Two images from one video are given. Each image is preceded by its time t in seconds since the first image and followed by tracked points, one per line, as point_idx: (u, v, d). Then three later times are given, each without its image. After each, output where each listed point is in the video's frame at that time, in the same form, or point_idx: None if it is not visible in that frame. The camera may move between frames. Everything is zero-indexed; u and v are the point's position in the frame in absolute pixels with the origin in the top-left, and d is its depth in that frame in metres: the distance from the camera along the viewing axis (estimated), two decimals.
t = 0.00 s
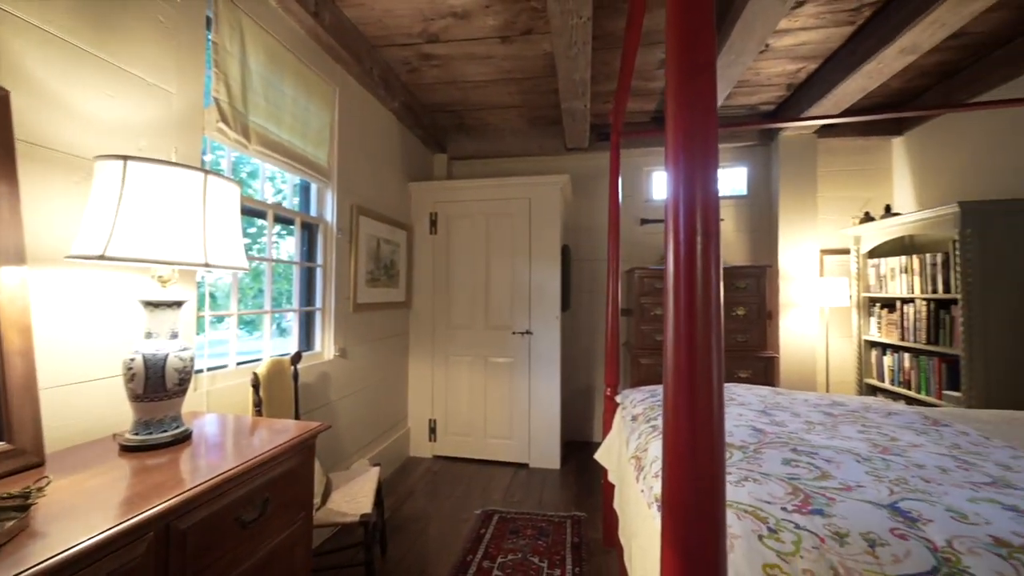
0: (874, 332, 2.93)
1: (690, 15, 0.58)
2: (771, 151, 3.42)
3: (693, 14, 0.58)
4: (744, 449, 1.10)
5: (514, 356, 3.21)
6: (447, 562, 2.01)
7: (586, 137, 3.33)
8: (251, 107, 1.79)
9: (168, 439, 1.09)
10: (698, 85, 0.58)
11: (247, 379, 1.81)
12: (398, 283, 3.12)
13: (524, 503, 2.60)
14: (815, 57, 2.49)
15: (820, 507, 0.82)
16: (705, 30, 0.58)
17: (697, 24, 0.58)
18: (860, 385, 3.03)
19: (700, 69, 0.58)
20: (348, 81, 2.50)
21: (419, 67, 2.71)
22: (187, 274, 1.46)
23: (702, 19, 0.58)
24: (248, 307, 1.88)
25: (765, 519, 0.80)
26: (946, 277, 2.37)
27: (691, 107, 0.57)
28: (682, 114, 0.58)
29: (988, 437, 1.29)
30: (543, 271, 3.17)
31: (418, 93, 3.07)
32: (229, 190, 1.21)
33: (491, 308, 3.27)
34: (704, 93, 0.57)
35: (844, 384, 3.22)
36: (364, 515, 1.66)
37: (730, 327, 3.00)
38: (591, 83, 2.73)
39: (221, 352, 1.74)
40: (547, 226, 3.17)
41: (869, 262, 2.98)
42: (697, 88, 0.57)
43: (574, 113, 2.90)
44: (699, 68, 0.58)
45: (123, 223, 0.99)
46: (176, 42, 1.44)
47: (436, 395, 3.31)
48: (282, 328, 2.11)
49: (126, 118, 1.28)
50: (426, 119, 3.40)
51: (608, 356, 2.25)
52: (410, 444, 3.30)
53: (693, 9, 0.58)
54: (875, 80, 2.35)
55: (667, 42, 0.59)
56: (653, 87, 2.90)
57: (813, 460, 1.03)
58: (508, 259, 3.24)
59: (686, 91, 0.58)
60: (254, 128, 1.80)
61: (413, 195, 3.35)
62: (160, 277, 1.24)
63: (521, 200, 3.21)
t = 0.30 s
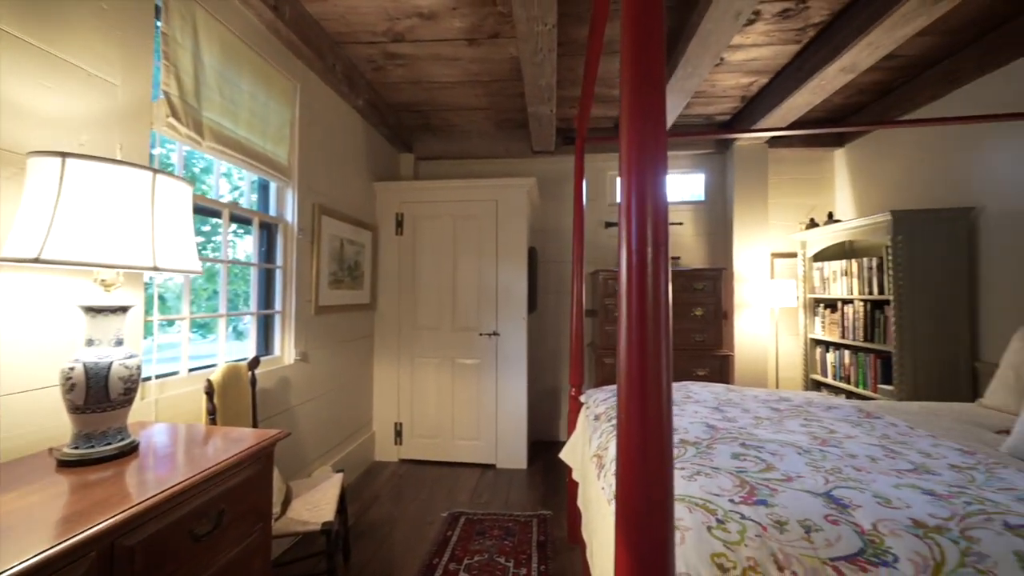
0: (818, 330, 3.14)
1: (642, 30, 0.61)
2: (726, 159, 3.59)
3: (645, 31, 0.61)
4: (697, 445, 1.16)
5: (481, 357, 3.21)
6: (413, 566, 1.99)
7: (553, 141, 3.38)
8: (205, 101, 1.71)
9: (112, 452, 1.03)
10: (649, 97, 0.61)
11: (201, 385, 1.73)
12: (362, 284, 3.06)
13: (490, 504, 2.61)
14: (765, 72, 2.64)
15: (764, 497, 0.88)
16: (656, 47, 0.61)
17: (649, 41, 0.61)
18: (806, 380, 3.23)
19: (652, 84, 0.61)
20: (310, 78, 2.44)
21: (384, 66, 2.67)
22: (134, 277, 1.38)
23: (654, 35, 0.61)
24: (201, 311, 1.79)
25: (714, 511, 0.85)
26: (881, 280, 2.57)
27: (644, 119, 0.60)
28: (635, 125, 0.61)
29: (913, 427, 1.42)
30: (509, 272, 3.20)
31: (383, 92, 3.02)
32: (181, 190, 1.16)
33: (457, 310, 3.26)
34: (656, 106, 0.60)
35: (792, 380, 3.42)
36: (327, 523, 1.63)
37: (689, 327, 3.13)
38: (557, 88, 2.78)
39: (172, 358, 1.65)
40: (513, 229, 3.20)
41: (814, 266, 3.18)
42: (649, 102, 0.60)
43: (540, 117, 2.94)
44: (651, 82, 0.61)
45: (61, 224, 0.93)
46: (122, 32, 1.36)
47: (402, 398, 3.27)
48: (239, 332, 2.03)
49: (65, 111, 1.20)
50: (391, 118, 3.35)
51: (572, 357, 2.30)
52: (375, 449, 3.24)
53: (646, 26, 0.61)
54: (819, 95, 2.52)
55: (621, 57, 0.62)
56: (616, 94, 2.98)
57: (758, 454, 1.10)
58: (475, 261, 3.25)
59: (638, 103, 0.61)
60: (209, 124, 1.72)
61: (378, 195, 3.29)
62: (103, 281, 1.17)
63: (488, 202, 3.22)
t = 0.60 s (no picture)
0: (767, 330, 3.32)
1: (589, 46, 0.65)
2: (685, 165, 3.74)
3: (592, 46, 0.64)
4: (650, 442, 1.22)
5: (446, 359, 3.21)
6: (376, 571, 1.97)
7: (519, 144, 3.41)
8: (153, 94, 1.63)
9: (49, 465, 0.98)
10: (597, 107, 0.64)
11: (148, 393, 1.65)
12: (324, 285, 2.98)
13: (455, 505, 2.61)
14: (719, 84, 2.77)
15: (708, 489, 0.94)
16: (602, 62, 0.65)
17: (596, 56, 0.64)
18: (757, 377, 3.42)
19: (599, 96, 0.64)
20: (268, 72, 2.36)
21: (347, 63, 2.62)
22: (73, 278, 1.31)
23: (600, 50, 0.65)
24: (148, 313, 1.71)
25: (662, 504, 0.90)
26: (822, 282, 2.75)
27: (591, 128, 0.63)
28: (583, 136, 0.64)
29: (845, 420, 1.54)
30: (475, 273, 3.21)
31: (346, 89, 2.95)
32: (125, 188, 1.11)
33: (423, 311, 3.24)
34: (604, 116, 0.64)
35: (744, 377, 3.60)
36: (285, 531, 1.59)
37: (649, 326, 3.24)
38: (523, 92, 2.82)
39: (116, 364, 1.57)
40: (479, 230, 3.21)
41: (764, 268, 3.37)
42: (596, 112, 0.63)
43: (506, 120, 2.97)
44: (598, 95, 0.64)
45: None
46: (59, 18, 1.28)
47: (366, 401, 3.21)
48: (190, 335, 1.95)
49: None
50: (355, 116, 3.29)
51: (536, 357, 2.33)
52: (337, 453, 3.17)
53: (592, 41, 0.64)
54: (767, 108, 2.67)
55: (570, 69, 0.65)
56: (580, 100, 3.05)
57: (705, 448, 1.16)
58: (440, 261, 3.23)
59: (587, 113, 0.64)
60: (157, 118, 1.64)
61: (341, 193, 3.22)
62: (37, 284, 1.10)
63: (454, 202, 3.22)
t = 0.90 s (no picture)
0: (722, 329, 3.48)
1: (537, 55, 0.67)
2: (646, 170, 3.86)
3: (541, 57, 0.67)
4: (606, 438, 1.26)
5: (412, 360, 3.18)
6: None
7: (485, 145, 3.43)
8: (93, 84, 1.54)
9: None
10: (545, 115, 0.67)
11: (88, 400, 1.56)
12: (283, 286, 2.90)
13: (420, 507, 2.60)
14: (677, 94, 2.89)
15: (656, 482, 1.00)
16: (549, 72, 0.68)
17: (544, 66, 0.67)
18: (712, 374, 3.58)
19: (547, 106, 0.66)
20: (222, 65, 2.27)
21: (307, 58, 2.56)
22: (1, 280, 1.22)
23: (548, 60, 0.67)
24: (89, 316, 1.61)
25: (612, 497, 0.94)
26: (770, 283, 2.91)
27: (539, 135, 0.66)
28: (532, 144, 0.66)
29: (786, 413, 1.65)
30: (440, 274, 3.20)
31: (307, 85, 2.88)
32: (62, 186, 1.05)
33: (387, 312, 3.20)
34: (551, 124, 0.67)
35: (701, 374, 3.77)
36: (239, 540, 1.54)
37: (611, 327, 3.33)
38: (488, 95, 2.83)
39: (51, 370, 1.47)
40: (445, 231, 3.21)
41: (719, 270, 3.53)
42: (544, 120, 0.66)
43: (472, 121, 2.98)
44: (546, 105, 0.66)
45: None
46: None
47: (328, 404, 3.14)
48: (136, 339, 1.85)
49: None
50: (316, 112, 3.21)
51: (500, 358, 2.36)
52: (297, 459, 3.09)
53: (540, 52, 0.67)
54: (721, 118, 2.81)
55: (519, 78, 0.67)
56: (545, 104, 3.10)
57: (656, 443, 1.22)
58: (405, 262, 3.20)
59: (535, 120, 0.66)
60: (98, 110, 1.55)
61: (301, 192, 3.13)
62: None
63: (420, 203, 3.20)
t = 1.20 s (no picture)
0: (679, 327, 3.63)
1: (487, 64, 0.69)
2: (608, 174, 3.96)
3: (490, 65, 0.69)
4: (563, 435, 1.31)
5: (375, 362, 3.14)
6: None
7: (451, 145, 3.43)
8: (23, 71, 1.44)
9: None
10: (494, 123, 0.69)
11: (19, 409, 1.46)
12: (238, 286, 2.79)
13: (383, 510, 2.57)
14: (636, 100, 2.99)
15: (607, 474, 1.04)
16: (499, 80, 0.70)
17: (493, 74, 0.69)
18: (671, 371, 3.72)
19: (496, 113, 0.69)
20: (171, 55, 2.17)
21: (264, 52, 2.47)
22: None
23: (497, 69, 0.70)
24: (21, 319, 1.51)
25: (565, 490, 0.98)
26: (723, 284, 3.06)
27: (488, 141, 0.68)
28: (482, 150, 0.68)
29: (733, 406, 1.75)
30: (404, 274, 3.17)
31: (265, 78, 2.78)
32: None
33: (350, 313, 3.14)
34: (500, 131, 0.69)
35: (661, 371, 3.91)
36: (189, 550, 1.49)
37: (575, 326, 3.40)
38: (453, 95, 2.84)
39: None
40: (409, 230, 3.18)
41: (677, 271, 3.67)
42: (493, 127, 0.69)
43: (436, 121, 2.97)
44: (495, 113, 0.69)
45: None
46: None
47: (287, 408, 3.05)
48: (75, 343, 1.74)
49: None
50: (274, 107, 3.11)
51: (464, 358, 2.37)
52: (253, 465, 2.99)
53: (490, 60, 0.69)
54: (678, 125, 2.93)
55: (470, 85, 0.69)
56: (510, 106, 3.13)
57: (610, 438, 1.28)
58: (368, 262, 3.15)
59: (484, 127, 0.68)
60: (30, 99, 1.46)
61: (258, 189, 3.03)
62: None
63: (383, 202, 3.16)
